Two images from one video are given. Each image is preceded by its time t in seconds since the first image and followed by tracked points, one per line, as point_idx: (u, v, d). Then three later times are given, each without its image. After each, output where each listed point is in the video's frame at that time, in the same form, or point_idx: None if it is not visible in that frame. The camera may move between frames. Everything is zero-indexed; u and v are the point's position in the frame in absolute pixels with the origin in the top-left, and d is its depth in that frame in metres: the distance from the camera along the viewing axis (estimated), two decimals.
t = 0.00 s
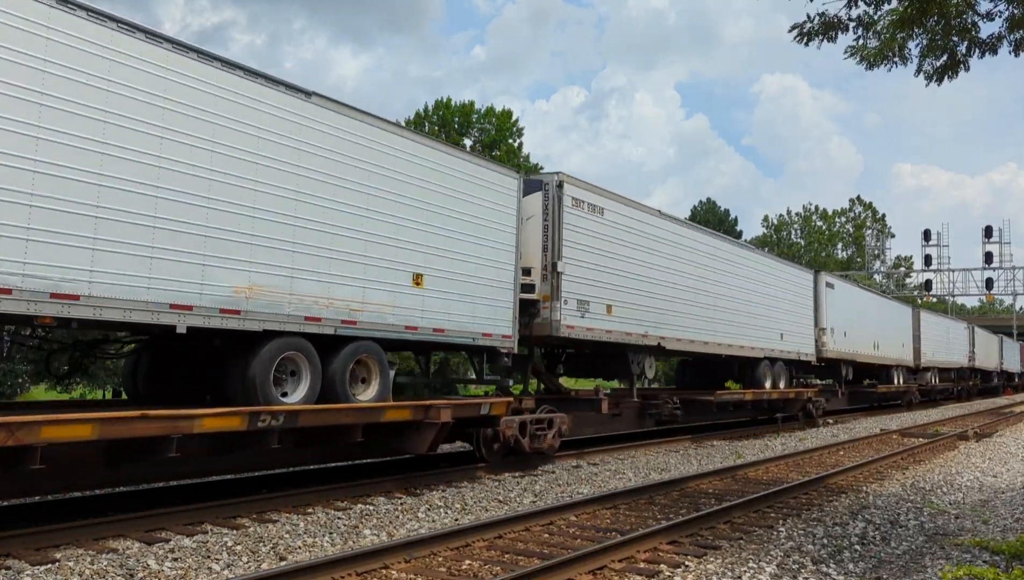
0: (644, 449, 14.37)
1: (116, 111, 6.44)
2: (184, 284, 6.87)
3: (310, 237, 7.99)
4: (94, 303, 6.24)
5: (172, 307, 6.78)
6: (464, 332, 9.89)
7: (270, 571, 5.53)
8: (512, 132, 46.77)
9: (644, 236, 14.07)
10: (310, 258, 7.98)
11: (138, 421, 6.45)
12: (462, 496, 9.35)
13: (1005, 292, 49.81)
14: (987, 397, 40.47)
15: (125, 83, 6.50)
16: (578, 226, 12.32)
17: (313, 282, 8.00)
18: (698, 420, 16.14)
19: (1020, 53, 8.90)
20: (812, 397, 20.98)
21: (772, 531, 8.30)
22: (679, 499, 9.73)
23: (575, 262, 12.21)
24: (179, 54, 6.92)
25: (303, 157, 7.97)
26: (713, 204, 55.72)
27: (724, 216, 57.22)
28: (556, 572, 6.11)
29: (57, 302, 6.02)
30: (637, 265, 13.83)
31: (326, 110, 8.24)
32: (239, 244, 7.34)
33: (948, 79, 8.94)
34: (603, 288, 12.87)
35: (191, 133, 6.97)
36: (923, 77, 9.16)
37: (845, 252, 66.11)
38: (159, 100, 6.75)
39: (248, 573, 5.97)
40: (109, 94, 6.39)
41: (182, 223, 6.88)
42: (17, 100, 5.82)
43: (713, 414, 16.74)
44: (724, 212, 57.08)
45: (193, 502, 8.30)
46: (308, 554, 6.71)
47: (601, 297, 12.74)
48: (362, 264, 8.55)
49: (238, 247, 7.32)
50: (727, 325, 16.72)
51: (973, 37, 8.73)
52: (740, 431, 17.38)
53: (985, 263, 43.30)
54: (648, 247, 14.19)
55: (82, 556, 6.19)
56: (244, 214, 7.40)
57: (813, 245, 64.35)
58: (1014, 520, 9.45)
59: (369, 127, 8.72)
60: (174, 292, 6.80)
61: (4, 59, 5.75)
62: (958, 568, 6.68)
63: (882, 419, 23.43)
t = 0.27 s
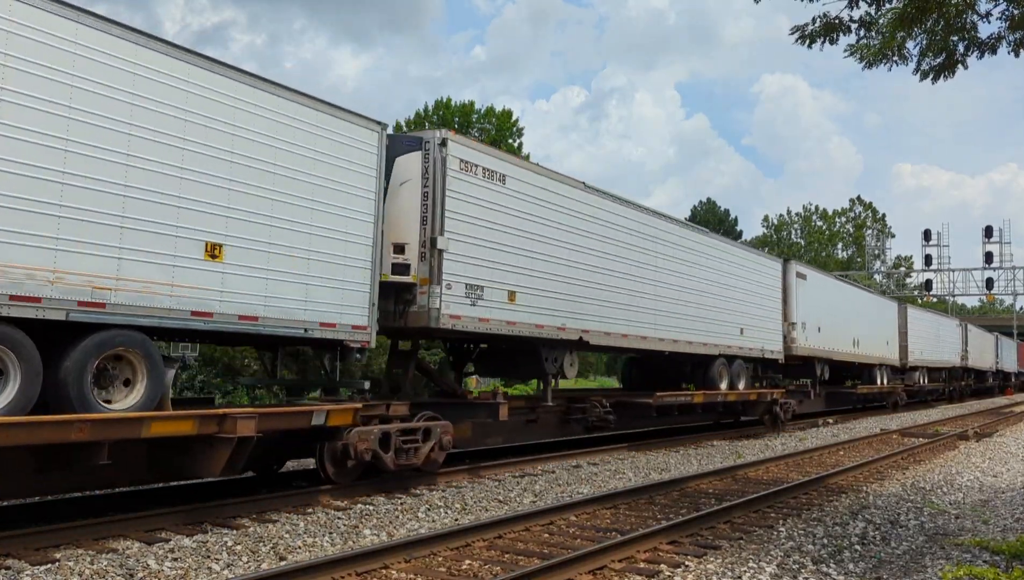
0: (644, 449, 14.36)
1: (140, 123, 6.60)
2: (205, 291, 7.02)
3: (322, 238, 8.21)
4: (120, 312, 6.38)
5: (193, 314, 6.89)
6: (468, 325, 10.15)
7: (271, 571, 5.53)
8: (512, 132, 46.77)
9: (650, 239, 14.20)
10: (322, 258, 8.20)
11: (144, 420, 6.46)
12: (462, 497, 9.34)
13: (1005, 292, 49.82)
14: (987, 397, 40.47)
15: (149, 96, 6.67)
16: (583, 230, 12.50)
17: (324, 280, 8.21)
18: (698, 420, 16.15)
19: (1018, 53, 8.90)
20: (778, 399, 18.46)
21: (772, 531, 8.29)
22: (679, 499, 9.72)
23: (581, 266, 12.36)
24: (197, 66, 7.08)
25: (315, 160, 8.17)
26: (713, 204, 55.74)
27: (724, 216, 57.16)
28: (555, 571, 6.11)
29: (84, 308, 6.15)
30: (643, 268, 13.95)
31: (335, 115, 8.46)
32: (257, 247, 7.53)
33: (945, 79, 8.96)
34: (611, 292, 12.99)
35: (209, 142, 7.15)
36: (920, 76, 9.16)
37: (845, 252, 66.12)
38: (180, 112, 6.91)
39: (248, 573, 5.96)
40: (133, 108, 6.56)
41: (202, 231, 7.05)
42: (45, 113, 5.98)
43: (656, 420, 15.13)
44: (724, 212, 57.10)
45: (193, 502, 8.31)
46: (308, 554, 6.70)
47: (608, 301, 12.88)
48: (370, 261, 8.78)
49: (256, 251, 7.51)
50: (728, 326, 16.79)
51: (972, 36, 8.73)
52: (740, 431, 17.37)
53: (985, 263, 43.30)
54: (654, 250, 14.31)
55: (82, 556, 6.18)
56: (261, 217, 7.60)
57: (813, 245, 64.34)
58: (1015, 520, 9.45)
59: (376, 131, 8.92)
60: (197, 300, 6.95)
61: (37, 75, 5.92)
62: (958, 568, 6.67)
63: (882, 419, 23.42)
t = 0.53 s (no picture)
0: (644, 450, 14.35)
1: (108, 121, 6.43)
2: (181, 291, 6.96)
3: (319, 223, 8.17)
4: (92, 315, 6.28)
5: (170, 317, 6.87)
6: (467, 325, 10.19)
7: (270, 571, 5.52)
8: (512, 131, 46.76)
9: (642, 233, 14.19)
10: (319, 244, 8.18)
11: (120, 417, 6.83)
12: (462, 496, 9.35)
13: (1006, 292, 49.82)
14: (987, 397, 40.47)
15: (118, 92, 6.49)
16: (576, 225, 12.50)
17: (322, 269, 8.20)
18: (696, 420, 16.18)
19: (1017, 53, 8.91)
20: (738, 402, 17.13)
21: (772, 531, 8.30)
22: (679, 499, 9.73)
23: (574, 262, 12.39)
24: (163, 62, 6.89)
25: (312, 145, 8.11)
26: (713, 203, 55.81)
27: (724, 216, 57.21)
28: (558, 571, 6.12)
29: (48, 314, 5.97)
30: (636, 263, 13.96)
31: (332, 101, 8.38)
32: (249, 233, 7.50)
33: (946, 79, 8.95)
34: (603, 287, 13.03)
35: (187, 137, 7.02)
36: (921, 78, 9.17)
37: (845, 252, 66.15)
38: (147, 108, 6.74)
39: (249, 573, 5.97)
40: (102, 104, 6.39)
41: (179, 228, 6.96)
42: (13, 111, 5.78)
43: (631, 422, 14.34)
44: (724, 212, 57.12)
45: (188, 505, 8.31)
46: (308, 554, 6.70)
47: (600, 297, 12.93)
48: (369, 250, 8.79)
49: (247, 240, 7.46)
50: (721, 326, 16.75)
51: (973, 36, 8.73)
52: (740, 431, 17.36)
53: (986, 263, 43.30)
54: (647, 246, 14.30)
55: (82, 556, 6.19)
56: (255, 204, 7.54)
57: (813, 245, 64.33)
58: (1015, 520, 9.45)
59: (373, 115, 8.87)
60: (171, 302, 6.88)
61: (8, 70, 5.73)
62: (958, 569, 6.68)
63: (883, 419, 23.43)
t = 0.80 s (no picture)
0: (645, 450, 14.34)
1: (117, 92, 6.58)
2: (178, 268, 7.01)
3: (300, 219, 8.12)
4: (87, 286, 6.36)
5: (182, 296, 7.03)
6: (459, 324, 10.14)
7: (271, 571, 5.53)
8: (512, 132, 46.76)
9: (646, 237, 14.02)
10: (300, 240, 8.13)
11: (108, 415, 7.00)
12: (462, 496, 9.35)
13: (1006, 292, 49.80)
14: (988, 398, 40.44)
15: (130, 65, 6.65)
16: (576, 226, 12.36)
17: (303, 265, 8.13)
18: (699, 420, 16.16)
19: (1019, 52, 8.89)
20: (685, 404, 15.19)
21: (772, 532, 8.29)
22: (679, 499, 9.72)
23: (574, 263, 12.24)
24: (177, 36, 7.04)
25: (294, 140, 8.07)
26: (713, 203, 55.83)
27: (724, 216, 57.21)
28: (557, 571, 6.12)
29: (31, 286, 6.02)
30: (638, 266, 13.78)
31: (318, 97, 8.36)
32: (228, 224, 7.46)
33: (948, 79, 8.94)
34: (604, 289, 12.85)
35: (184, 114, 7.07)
36: (923, 78, 9.16)
37: (845, 252, 66.14)
38: (155, 81, 6.86)
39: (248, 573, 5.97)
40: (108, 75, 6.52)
41: (177, 203, 7.02)
42: (8, 77, 5.92)
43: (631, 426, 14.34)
44: (724, 212, 57.10)
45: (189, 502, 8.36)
46: (308, 554, 6.70)
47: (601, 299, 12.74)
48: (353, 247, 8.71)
49: (225, 229, 7.43)
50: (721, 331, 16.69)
51: (974, 37, 8.73)
52: (740, 431, 17.35)
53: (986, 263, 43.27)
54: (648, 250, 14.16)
55: (82, 556, 6.19)
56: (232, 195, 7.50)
57: (813, 245, 64.31)
58: (1014, 520, 9.45)
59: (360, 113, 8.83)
60: (167, 278, 6.93)
61: (15, 43, 5.97)
62: (957, 569, 6.68)
63: (883, 419, 23.42)
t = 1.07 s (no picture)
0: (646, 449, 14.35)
1: (104, 92, 6.48)
2: (165, 269, 6.91)
3: (288, 219, 8.01)
4: (73, 288, 6.26)
5: (163, 298, 6.88)
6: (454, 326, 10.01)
7: (270, 571, 5.52)
8: (513, 132, 46.78)
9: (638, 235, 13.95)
10: (291, 241, 8.03)
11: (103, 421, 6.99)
12: (463, 496, 9.35)
13: (1006, 292, 49.81)
14: (987, 398, 40.45)
15: (115, 64, 6.56)
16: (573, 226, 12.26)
17: (292, 268, 8.01)
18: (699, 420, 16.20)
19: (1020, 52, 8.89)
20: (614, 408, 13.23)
21: (771, 532, 8.29)
22: (679, 499, 9.72)
23: (570, 265, 12.14)
24: (162, 36, 6.95)
25: (281, 141, 7.98)
26: (713, 203, 55.85)
27: (724, 216, 57.21)
28: (557, 571, 6.12)
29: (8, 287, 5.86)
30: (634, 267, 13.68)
31: (307, 97, 8.28)
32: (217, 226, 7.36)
33: (949, 78, 8.92)
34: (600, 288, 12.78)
35: (173, 113, 7.00)
36: (925, 77, 9.16)
37: (845, 252, 66.16)
38: (139, 81, 6.76)
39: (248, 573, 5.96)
40: (95, 74, 6.43)
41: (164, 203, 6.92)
42: None
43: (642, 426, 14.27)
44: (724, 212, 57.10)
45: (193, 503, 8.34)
46: (308, 554, 6.70)
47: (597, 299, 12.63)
48: (345, 250, 8.60)
49: (210, 231, 7.30)
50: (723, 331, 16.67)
51: (975, 36, 8.73)
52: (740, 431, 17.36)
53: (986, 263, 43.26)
54: (636, 254, 14.12)
55: (82, 556, 6.18)
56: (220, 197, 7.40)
57: (813, 245, 64.30)
58: (1015, 520, 9.45)
59: (349, 113, 8.74)
60: (149, 279, 6.79)
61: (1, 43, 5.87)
62: (958, 569, 6.68)
63: (883, 420, 23.42)
